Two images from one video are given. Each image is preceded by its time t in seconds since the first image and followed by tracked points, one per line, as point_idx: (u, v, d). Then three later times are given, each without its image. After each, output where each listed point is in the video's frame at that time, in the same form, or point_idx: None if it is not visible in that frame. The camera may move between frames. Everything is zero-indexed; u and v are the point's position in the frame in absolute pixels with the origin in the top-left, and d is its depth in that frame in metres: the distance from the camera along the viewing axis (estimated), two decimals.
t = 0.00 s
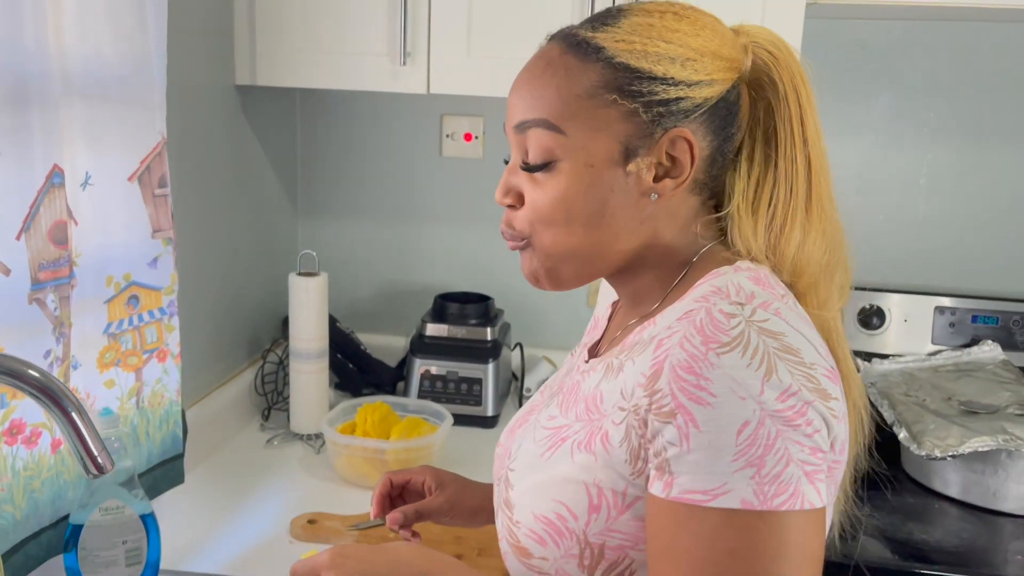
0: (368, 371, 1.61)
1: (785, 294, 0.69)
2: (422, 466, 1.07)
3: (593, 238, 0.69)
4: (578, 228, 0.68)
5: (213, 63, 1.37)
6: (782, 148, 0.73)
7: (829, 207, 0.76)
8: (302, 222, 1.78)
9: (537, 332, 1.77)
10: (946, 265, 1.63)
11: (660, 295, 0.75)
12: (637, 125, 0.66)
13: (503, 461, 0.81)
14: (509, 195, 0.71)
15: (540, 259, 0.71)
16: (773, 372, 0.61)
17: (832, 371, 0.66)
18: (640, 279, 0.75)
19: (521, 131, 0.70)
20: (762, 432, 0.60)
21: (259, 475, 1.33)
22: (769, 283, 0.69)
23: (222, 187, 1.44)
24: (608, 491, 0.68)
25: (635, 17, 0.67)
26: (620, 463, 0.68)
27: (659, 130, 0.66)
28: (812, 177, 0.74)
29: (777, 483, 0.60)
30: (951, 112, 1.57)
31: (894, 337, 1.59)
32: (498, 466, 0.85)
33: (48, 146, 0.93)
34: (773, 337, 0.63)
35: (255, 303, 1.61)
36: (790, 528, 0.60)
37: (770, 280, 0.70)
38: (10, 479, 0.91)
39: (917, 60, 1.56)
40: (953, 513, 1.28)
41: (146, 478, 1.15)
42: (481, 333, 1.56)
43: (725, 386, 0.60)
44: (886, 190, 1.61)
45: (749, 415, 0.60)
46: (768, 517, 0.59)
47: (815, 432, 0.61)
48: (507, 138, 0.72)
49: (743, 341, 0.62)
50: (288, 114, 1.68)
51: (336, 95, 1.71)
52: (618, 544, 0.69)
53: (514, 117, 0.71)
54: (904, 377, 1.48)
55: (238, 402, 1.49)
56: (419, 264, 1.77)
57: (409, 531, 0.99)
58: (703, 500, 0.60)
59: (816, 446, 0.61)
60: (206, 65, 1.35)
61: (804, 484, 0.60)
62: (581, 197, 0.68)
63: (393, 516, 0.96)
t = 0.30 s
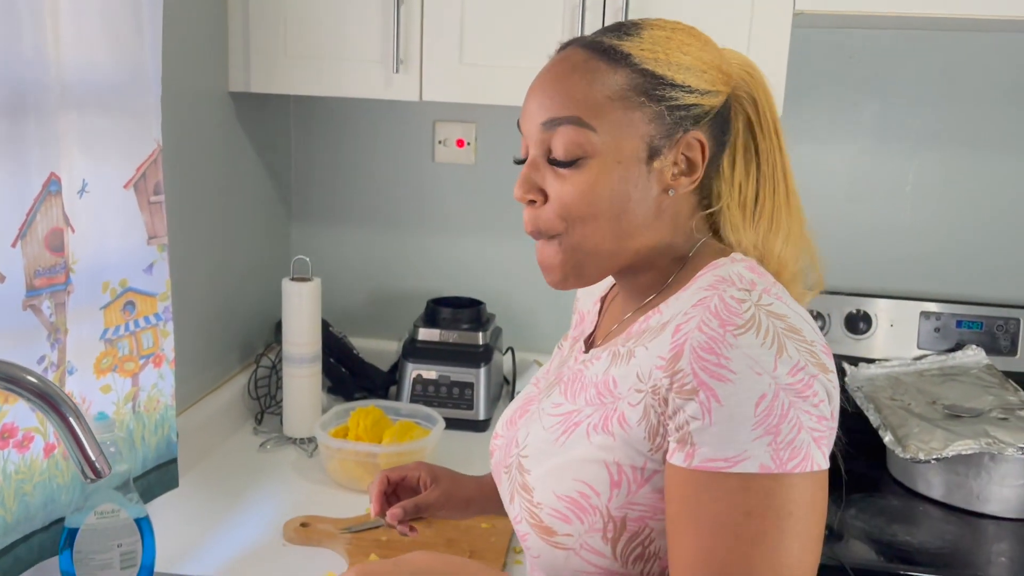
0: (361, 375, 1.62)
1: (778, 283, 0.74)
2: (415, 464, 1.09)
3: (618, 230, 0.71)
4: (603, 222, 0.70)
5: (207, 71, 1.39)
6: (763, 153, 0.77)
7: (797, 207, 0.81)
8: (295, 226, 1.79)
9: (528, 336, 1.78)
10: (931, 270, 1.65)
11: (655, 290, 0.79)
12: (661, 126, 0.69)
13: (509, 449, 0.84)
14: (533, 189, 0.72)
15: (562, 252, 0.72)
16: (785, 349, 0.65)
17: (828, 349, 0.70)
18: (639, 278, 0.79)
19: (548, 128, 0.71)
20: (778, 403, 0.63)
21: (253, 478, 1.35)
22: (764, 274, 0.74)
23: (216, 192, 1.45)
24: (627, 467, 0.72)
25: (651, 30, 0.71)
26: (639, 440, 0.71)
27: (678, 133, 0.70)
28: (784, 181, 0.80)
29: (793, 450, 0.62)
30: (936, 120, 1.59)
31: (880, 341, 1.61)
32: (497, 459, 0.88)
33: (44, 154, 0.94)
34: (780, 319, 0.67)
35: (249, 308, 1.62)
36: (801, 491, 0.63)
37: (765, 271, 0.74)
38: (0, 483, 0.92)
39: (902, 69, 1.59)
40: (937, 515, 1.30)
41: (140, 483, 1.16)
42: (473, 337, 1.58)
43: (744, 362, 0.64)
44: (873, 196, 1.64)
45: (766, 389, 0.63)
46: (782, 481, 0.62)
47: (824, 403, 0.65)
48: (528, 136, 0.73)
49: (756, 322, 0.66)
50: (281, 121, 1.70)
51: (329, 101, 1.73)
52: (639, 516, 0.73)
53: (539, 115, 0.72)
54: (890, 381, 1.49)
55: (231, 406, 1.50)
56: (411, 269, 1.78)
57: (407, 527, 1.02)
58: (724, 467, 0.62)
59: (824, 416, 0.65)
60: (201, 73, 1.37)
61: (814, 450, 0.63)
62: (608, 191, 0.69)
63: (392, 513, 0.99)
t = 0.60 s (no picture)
0: (350, 382, 1.63)
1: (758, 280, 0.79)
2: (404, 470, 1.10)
3: (628, 231, 0.74)
4: (615, 224, 0.74)
5: (196, 79, 1.40)
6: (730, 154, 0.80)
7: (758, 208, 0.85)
8: (285, 233, 1.80)
9: (516, 342, 1.79)
10: (915, 278, 1.67)
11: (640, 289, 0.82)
12: (666, 134, 0.73)
13: (504, 446, 0.85)
14: (553, 195, 0.74)
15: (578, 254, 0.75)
16: (775, 336, 0.69)
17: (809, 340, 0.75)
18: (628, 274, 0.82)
19: (566, 136, 0.73)
20: (772, 385, 0.67)
21: (242, 484, 1.35)
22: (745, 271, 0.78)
23: (206, 199, 1.46)
24: (628, 454, 0.75)
25: (647, 45, 0.75)
26: (638, 429, 0.74)
27: (679, 139, 0.75)
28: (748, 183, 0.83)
29: (786, 429, 0.66)
30: (920, 130, 1.61)
31: (864, 348, 1.62)
32: (488, 460, 0.89)
33: (32, 165, 0.94)
34: (769, 310, 0.71)
35: (238, 315, 1.63)
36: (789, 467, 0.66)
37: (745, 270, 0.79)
38: None
39: (886, 79, 1.61)
40: (920, 520, 1.32)
41: (133, 492, 1.16)
42: (461, 344, 1.59)
43: (738, 348, 0.68)
44: (857, 205, 1.66)
45: (760, 372, 0.67)
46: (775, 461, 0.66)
47: (810, 386, 0.69)
48: (542, 144, 0.75)
49: (746, 312, 0.70)
50: (271, 128, 1.70)
51: (319, 109, 1.74)
52: (641, 501, 0.75)
53: (555, 124, 0.74)
54: (874, 388, 1.50)
55: (220, 413, 1.50)
56: (400, 276, 1.79)
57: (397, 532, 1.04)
58: (722, 448, 0.66)
59: (811, 399, 0.69)
60: (191, 82, 1.38)
61: (805, 429, 0.67)
62: (626, 194, 0.73)
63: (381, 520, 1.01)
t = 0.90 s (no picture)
0: (340, 388, 1.64)
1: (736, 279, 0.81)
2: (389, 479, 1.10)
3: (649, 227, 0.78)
4: (645, 221, 0.77)
5: (188, 89, 1.41)
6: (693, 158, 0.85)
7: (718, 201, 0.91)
8: (275, 240, 1.81)
9: (505, 348, 1.81)
10: (897, 284, 1.69)
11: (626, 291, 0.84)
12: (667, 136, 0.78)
13: (497, 450, 0.86)
14: (593, 196, 0.75)
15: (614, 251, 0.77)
16: (757, 326, 0.71)
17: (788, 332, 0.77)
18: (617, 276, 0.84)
19: (599, 139, 0.75)
20: (757, 370, 0.69)
21: (233, 489, 1.36)
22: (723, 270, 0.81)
23: (197, 207, 1.47)
24: (621, 446, 0.76)
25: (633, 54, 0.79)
26: (629, 422, 0.76)
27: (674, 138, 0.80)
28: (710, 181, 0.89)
29: (770, 414, 0.68)
30: (902, 139, 1.64)
31: (848, 353, 1.64)
32: (480, 466, 0.90)
33: (25, 175, 0.95)
34: (749, 303, 0.74)
35: (228, 321, 1.64)
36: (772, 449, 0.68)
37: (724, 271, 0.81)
38: None
39: (869, 88, 1.63)
40: (901, 523, 1.34)
41: (127, 499, 1.18)
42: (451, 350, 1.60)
43: (723, 338, 0.70)
44: (841, 212, 1.68)
45: (744, 360, 0.69)
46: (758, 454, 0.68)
47: (791, 374, 0.72)
48: (572, 148, 0.76)
49: (729, 304, 0.72)
50: (262, 136, 1.72)
51: (309, 117, 1.75)
52: (635, 491, 0.77)
53: (583, 129, 0.75)
54: (856, 393, 1.51)
55: (211, 418, 1.51)
56: (390, 282, 1.81)
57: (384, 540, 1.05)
58: (711, 434, 0.68)
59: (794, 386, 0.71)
60: (183, 91, 1.39)
61: (787, 414, 0.69)
62: (653, 190, 0.76)
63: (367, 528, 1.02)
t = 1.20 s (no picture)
0: (328, 393, 1.64)
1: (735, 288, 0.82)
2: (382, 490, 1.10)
3: (617, 255, 0.77)
4: (608, 251, 0.76)
5: (175, 94, 1.41)
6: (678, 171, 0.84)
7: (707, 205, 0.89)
8: (263, 245, 1.81)
9: (493, 353, 1.81)
10: (882, 288, 1.71)
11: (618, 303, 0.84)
12: (637, 158, 0.76)
13: (493, 457, 0.87)
14: (545, 234, 0.75)
15: (574, 286, 0.77)
16: (757, 336, 0.72)
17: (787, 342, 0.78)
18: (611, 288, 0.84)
19: (549, 174, 0.74)
20: (757, 380, 0.70)
21: (220, 495, 1.36)
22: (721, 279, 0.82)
23: (184, 212, 1.47)
24: (622, 454, 0.77)
25: (604, 72, 0.77)
26: (629, 428, 0.77)
27: (649, 156, 0.78)
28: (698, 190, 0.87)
29: (768, 425, 0.69)
30: (886, 145, 1.66)
31: (833, 357, 1.66)
32: (474, 474, 0.91)
33: (10, 180, 0.95)
34: (749, 312, 0.74)
35: (216, 327, 1.64)
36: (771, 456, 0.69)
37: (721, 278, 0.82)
38: None
39: (853, 95, 1.65)
40: (886, 526, 1.35)
41: (115, 503, 1.17)
42: (438, 355, 1.60)
43: (725, 347, 0.70)
44: (826, 217, 1.70)
45: (745, 370, 0.70)
46: (752, 461, 0.68)
47: (789, 385, 0.72)
48: (525, 183, 0.76)
49: (730, 313, 0.73)
50: (249, 141, 1.72)
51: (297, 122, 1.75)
52: (635, 497, 0.78)
53: (536, 164, 0.75)
54: (843, 397, 1.52)
55: (198, 424, 1.51)
56: (378, 287, 1.81)
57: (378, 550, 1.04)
58: (707, 441, 0.69)
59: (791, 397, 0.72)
60: (170, 96, 1.39)
61: (784, 424, 0.70)
62: (612, 223, 0.75)
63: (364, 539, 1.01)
